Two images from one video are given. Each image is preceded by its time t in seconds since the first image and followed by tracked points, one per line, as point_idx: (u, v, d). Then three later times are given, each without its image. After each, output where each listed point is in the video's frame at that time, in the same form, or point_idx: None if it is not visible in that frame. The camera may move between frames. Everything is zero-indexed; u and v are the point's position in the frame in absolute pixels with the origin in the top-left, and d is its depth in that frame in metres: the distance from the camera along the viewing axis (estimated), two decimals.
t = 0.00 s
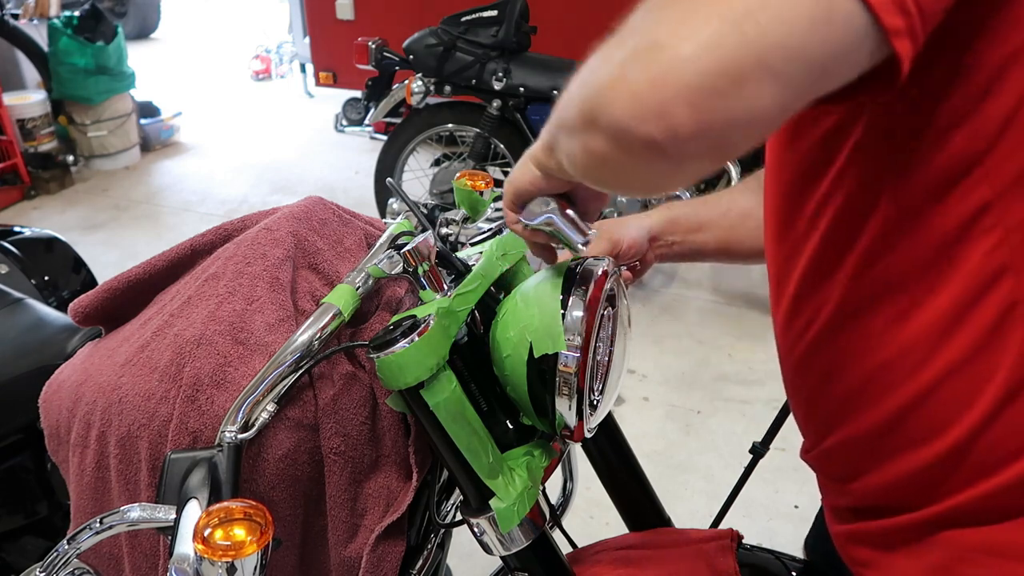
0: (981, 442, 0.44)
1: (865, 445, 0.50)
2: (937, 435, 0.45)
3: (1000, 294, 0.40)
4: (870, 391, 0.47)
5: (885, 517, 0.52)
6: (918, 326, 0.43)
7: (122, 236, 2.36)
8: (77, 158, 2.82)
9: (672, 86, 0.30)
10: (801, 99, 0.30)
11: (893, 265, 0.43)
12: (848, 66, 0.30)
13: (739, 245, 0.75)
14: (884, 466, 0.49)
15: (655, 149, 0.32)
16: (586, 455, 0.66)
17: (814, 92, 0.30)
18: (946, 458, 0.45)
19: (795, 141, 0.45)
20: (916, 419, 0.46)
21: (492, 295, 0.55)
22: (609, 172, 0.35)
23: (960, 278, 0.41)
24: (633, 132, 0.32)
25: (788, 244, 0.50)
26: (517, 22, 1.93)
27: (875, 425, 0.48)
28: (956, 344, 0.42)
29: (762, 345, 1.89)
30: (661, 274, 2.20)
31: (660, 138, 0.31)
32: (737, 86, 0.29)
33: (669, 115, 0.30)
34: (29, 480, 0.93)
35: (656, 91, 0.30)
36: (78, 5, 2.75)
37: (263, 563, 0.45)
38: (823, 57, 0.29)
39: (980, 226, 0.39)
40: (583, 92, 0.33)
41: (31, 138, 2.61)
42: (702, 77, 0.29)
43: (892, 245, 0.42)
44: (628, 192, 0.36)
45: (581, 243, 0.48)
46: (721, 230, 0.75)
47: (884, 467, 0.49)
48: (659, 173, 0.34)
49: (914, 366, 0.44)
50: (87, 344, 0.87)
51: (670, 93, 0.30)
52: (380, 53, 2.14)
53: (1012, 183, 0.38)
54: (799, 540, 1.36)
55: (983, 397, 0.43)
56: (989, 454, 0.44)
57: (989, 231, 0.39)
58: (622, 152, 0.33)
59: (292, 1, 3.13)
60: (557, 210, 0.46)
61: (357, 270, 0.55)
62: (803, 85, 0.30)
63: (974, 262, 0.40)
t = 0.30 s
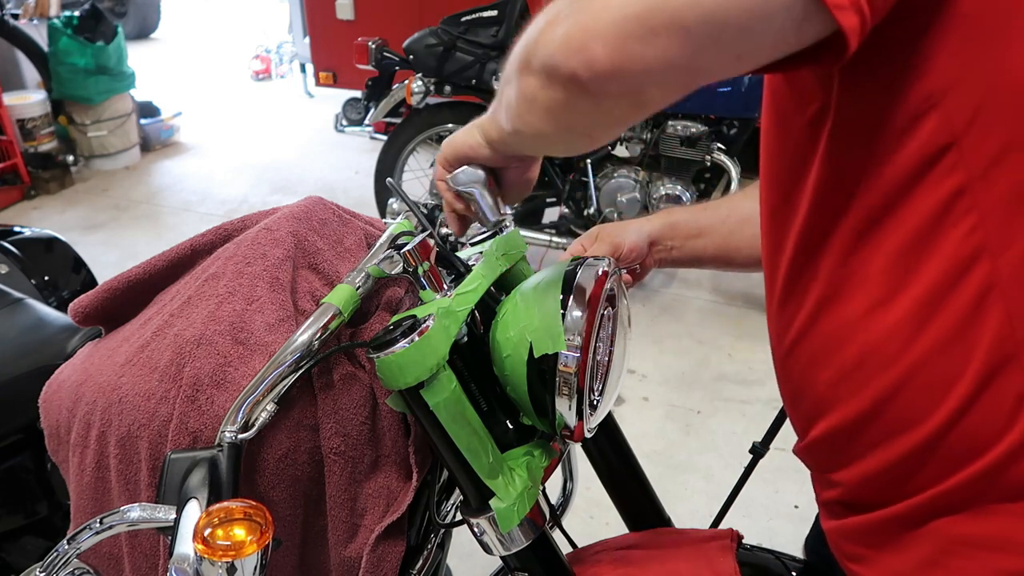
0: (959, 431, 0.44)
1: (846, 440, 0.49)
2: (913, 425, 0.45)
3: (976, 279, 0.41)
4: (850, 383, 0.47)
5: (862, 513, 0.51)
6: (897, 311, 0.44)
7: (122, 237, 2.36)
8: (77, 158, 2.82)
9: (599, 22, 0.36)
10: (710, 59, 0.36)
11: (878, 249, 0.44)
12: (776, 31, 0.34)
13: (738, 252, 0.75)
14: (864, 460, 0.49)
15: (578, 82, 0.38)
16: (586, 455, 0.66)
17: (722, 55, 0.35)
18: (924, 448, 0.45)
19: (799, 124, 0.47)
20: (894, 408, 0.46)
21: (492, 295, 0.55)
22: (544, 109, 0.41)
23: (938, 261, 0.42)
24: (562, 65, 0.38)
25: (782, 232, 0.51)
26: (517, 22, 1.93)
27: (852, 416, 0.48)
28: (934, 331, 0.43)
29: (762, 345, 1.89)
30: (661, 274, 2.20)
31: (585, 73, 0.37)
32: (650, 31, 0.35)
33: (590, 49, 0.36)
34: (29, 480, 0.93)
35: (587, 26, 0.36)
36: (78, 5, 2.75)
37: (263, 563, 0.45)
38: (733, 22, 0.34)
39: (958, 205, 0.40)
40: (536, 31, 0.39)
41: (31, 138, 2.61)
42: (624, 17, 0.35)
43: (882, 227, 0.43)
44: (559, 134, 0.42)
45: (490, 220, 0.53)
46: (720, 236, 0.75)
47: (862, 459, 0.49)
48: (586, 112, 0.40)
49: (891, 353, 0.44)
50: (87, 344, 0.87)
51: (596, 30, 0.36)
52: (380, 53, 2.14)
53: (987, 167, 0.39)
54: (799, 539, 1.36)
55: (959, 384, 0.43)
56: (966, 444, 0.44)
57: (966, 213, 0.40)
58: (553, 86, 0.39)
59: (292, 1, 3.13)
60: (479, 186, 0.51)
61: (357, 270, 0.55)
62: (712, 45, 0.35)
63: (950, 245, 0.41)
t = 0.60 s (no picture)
0: (951, 428, 0.44)
1: (838, 439, 0.49)
2: (904, 422, 0.45)
3: (964, 274, 0.41)
4: (841, 381, 0.47)
5: (855, 513, 0.51)
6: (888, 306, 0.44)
7: (122, 237, 2.36)
8: (77, 158, 2.82)
9: None
10: (665, 35, 0.37)
11: (871, 245, 0.44)
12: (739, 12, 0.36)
13: (735, 254, 0.75)
14: (856, 459, 0.49)
15: (540, 56, 0.40)
16: (586, 455, 0.66)
17: (677, 31, 0.37)
18: (916, 445, 0.45)
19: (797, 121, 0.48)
20: (885, 405, 0.45)
21: (492, 295, 0.55)
22: (513, 87, 0.43)
23: (928, 257, 0.42)
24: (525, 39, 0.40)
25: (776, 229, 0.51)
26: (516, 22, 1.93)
27: (843, 415, 0.47)
28: (925, 327, 0.43)
29: (762, 345, 1.89)
30: (661, 274, 2.20)
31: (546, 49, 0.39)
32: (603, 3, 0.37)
33: (548, 22, 0.38)
34: (29, 480, 0.93)
35: None
36: (78, 5, 2.75)
37: (263, 563, 0.45)
38: None
39: (949, 202, 0.41)
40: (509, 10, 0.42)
41: (31, 138, 2.61)
42: None
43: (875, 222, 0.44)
44: (529, 115, 0.44)
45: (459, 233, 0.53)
46: (717, 237, 0.75)
47: (854, 458, 0.49)
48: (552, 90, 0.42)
49: (882, 349, 0.44)
50: (87, 344, 0.87)
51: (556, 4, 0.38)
52: (380, 54, 2.14)
53: (974, 163, 0.40)
54: (799, 539, 1.36)
55: (950, 380, 0.43)
56: (957, 440, 0.44)
57: (956, 209, 0.41)
58: (519, 62, 0.41)
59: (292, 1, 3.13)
60: (456, 200, 0.53)
61: (357, 270, 0.55)
62: (666, 21, 0.36)
63: (939, 241, 0.42)
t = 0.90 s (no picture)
0: (948, 428, 0.44)
1: (837, 439, 0.49)
2: (901, 423, 0.45)
3: (958, 276, 0.41)
4: (839, 380, 0.47)
5: (855, 513, 0.51)
6: (882, 305, 0.44)
7: (122, 237, 2.36)
8: (77, 158, 2.82)
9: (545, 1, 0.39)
10: (649, 40, 0.38)
11: (868, 246, 0.44)
12: (728, 10, 0.36)
13: (732, 255, 0.75)
14: (854, 459, 0.49)
15: (528, 60, 0.41)
16: (586, 455, 0.66)
17: (661, 36, 0.37)
18: (913, 445, 0.45)
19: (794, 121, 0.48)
20: (882, 405, 0.45)
21: (492, 295, 0.55)
22: (504, 91, 0.44)
23: (922, 258, 0.42)
24: (514, 43, 0.41)
25: (773, 230, 0.51)
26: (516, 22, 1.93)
27: (841, 414, 0.47)
28: (922, 327, 0.43)
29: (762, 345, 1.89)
30: (661, 274, 2.20)
31: (533, 55, 0.40)
32: (587, 10, 0.38)
33: (535, 28, 0.39)
34: (29, 480, 0.93)
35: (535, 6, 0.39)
36: (78, 5, 2.75)
37: (263, 563, 0.45)
38: (670, 3, 0.36)
39: (945, 204, 0.41)
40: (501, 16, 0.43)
41: (31, 138, 2.61)
42: None
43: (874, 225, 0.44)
44: (518, 121, 0.45)
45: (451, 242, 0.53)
46: (716, 239, 0.75)
47: (853, 459, 0.49)
48: (540, 93, 0.43)
49: (879, 348, 0.44)
50: (87, 344, 0.87)
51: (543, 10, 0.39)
52: (380, 54, 2.14)
53: (966, 165, 0.40)
54: (799, 539, 1.36)
55: (946, 381, 0.43)
56: (955, 441, 0.44)
57: (951, 212, 0.41)
58: (509, 68, 0.42)
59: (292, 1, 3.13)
60: (445, 211, 0.52)
61: (357, 270, 0.55)
62: (649, 26, 0.37)
63: (934, 243, 0.42)
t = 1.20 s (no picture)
0: (949, 430, 0.44)
1: (837, 439, 0.49)
2: (902, 424, 0.45)
3: (960, 278, 0.41)
4: (840, 381, 0.47)
5: (856, 514, 0.51)
6: (884, 306, 0.44)
7: (122, 237, 2.36)
8: (77, 158, 2.82)
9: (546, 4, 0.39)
10: (648, 44, 0.38)
11: (869, 248, 0.44)
12: (727, 14, 0.37)
13: (734, 251, 0.75)
14: (856, 460, 0.49)
15: (527, 63, 0.41)
16: (586, 455, 0.66)
17: (660, 40, 0.37)
18: (915, 446, 0.45)
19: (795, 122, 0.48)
20: (884, 407, 0.45)
21: (492, 296, 0.55)
22: (501, 94, 0.43)
23: (922, 261, 0.42)
24: (513, 46, 0.41)
25: (774, 230, 0.51)
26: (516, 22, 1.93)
27: (843, 415, 0.47)
28: (922, 329, 0.43)
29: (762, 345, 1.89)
30: (661, 274, 2.20)
31: (532, 57, 0.40)
32: (586, 14, 0.38)
33: (534, 31, 0.39)
34: (29, 480, 0.93)
35: (536, 9, 0.39)
36: (78, 5, 2.74)
37: (263, 563, 0.45)
38: (670, 7, 0.36)
39: (945, 208, 0.41)
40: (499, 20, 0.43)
41: (31, 138, 2.61)
42: None
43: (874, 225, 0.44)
44: (514, 125, 0.44)
45: (451, 250, 0.53)
46: (716, 238, 0.75)
47: (855, 461, 0.49)
48: (538, 97, 0.42)
49: (881, 349, 0.44)
50: (86, 344, 0.87)
51: (544, 12, 0.39)
52: (380, 53, 2.14)
53: (966, 168, 0.40)
54: (799, 540, 1.36)
55: (948, 383, 0.43)
56: (956, 443, 0.44)
57: (951, 215, 0.41)
58: (506, 71, 0.42)
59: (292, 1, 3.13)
60: (445, 219, 0.53)
61: (357, 270, 0.55)
62: (648, 29, 0.37)
63: (935, 246, 0.42)
